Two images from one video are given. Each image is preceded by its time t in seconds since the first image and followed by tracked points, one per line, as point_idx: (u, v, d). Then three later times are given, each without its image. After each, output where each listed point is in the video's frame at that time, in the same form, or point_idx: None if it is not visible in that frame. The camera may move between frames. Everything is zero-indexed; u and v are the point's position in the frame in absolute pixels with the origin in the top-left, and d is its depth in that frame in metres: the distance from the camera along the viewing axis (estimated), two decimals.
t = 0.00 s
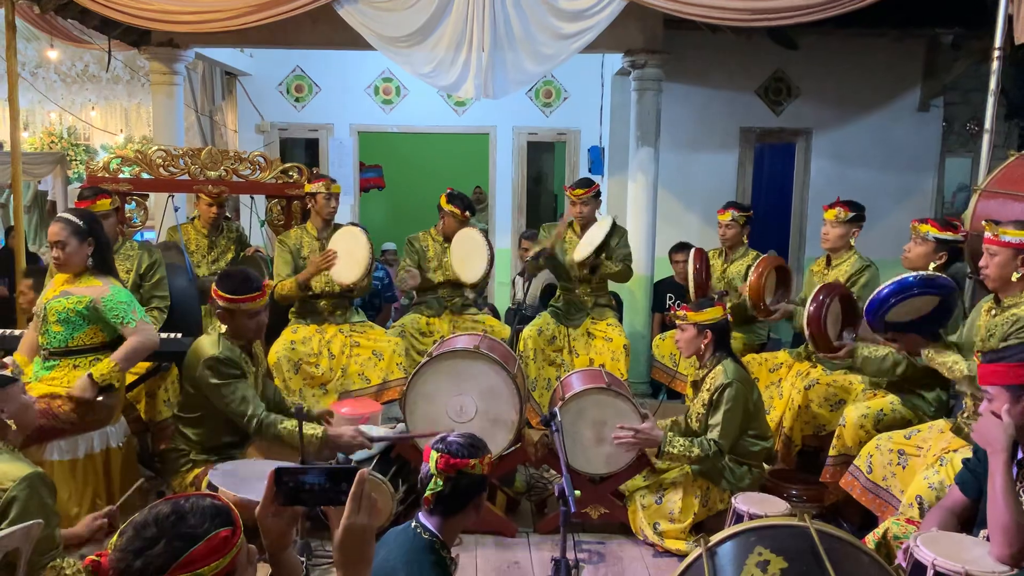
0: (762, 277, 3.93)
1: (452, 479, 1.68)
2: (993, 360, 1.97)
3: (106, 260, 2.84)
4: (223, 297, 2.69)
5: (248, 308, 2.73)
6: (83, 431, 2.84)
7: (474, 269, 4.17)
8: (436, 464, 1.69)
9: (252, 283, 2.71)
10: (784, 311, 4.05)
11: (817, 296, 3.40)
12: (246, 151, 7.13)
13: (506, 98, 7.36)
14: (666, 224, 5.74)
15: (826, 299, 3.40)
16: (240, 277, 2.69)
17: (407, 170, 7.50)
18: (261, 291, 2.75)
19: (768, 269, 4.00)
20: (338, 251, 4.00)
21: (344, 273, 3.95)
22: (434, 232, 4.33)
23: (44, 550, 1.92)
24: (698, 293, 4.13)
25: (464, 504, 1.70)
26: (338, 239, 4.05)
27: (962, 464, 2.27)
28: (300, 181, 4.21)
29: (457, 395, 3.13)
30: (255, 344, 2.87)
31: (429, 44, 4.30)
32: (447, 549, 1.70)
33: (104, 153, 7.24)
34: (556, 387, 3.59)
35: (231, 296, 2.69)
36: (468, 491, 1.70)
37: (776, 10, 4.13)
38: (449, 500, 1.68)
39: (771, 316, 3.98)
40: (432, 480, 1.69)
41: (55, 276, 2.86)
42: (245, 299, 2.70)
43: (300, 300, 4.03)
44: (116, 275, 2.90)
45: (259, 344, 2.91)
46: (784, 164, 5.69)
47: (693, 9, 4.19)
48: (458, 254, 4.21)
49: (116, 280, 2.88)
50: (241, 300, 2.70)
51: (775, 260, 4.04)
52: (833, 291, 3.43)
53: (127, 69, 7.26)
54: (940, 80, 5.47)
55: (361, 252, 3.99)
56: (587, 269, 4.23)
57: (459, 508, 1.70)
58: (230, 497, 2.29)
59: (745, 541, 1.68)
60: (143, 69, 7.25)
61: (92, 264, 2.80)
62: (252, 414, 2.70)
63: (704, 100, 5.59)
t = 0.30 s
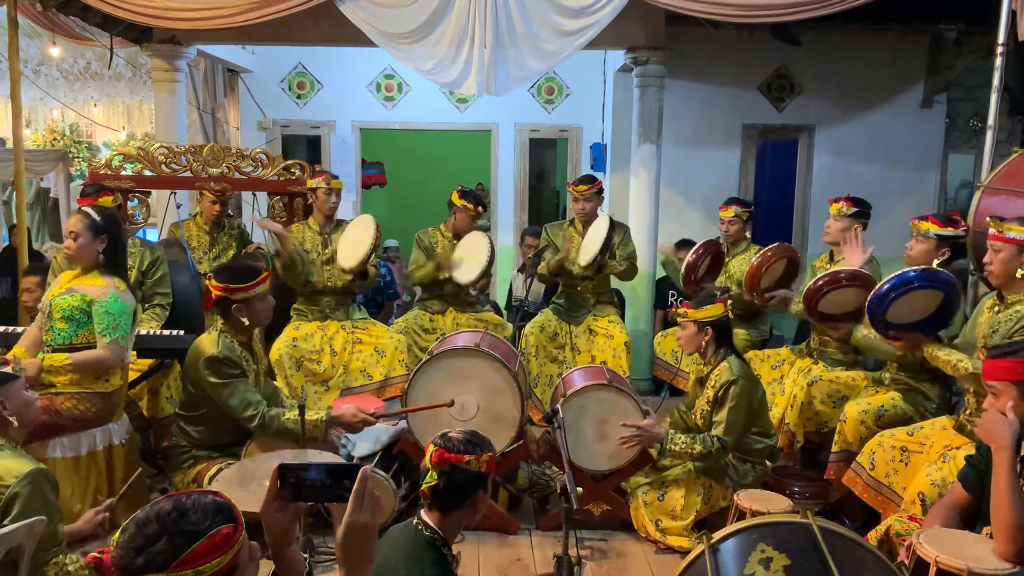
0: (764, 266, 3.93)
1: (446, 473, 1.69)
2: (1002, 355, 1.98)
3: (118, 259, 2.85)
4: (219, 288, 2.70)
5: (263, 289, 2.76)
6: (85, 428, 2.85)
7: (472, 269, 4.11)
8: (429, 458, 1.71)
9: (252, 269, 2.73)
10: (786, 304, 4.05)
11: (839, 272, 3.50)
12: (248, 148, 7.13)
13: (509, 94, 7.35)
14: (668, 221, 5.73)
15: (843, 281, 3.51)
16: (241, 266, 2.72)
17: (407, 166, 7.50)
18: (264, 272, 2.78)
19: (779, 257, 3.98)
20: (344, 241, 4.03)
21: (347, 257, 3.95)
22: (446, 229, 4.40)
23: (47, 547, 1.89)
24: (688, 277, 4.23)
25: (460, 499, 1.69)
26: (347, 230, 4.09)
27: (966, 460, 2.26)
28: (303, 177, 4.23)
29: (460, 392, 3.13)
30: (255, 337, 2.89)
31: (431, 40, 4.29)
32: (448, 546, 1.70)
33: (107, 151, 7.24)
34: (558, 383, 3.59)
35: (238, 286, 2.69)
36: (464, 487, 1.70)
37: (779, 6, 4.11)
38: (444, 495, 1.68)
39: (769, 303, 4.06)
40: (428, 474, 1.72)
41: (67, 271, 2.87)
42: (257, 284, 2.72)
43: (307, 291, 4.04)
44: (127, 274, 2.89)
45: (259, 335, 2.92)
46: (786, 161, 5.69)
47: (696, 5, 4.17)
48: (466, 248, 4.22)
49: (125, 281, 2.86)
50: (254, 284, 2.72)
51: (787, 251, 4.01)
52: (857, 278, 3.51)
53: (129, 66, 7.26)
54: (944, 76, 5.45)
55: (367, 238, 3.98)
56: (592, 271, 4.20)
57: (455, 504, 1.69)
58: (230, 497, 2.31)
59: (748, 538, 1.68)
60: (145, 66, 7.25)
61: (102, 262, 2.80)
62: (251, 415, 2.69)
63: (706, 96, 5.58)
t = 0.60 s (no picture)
0: (762, 262, 3.93)
1: (435, 469, 1.70)
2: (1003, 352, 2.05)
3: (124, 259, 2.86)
4: (219, 283, 2.70)
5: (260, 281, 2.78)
6: (85, 426, 2.85)
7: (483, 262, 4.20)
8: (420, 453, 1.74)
9: (248, 262, 2.74)
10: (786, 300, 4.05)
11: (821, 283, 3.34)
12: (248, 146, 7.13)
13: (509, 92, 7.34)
14: (669, 218, 5.73)
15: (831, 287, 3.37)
16: (237, 259, 2.73)
17: (407, 163, 7.52)
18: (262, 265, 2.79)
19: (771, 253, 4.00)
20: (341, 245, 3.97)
21: (351, 265, 3.96)
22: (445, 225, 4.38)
23: (47, 545, 1.89)
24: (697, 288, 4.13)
25: (451, 497, 1.70)
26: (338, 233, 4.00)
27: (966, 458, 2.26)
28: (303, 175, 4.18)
29: (460, 391, 3.13)
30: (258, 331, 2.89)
31: (431, 38, 4.29)
32: (448, 544, 1.71)
33: (107, 149, 7.24)
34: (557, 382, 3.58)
35: (238, 278, 2.71)
36: (452, 483, 1.70)
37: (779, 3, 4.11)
38: (436, 492, 1.70)
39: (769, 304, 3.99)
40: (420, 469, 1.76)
41: (71, 269, 2.88)
42: (254, 275, 2.75)
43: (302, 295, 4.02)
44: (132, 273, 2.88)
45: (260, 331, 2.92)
46: (786, 158, 5.68)
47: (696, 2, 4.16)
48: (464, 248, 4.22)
49: (127, 280, 2.84)
50: (252, 276, 2.74)
51: (779, 248, 4.04)
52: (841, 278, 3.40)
53: (129, 64, 7.26)
54: (944, 72, 5.45)
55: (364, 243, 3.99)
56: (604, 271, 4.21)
57: (446, 501, 1.70)
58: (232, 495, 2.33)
59: (748, 535, 1.68)
60: (145, 64, 7.25)
61: (102, 261, 2.80)
62: (253, 409, 2.69)
63: (706, 93, 5.57)
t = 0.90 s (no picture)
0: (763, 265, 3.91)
1: (426, 465, 1.71)
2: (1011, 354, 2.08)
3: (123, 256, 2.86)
4: (214, 281, 2.70)
5: (255, 280, 2.77)
6: (85, 426, 2.85)
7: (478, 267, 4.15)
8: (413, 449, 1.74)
9: (246, 259, 2.73)
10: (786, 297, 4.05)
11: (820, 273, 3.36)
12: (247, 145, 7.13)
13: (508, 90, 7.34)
14: (668, 216, 5.73)
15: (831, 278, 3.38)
16: (235, 256, 2.72)
17: (407, 159, 7.72)
18: (258, 264, 2.78)
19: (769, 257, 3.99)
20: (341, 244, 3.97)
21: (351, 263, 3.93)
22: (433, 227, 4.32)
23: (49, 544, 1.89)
24: (701, 281, 4.12)
25: (444, 495, 1.70)
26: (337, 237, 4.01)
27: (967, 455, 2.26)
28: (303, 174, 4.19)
29: (460, 389, 3.13)
30: (257, 328, 2.90)
31: (430, 36, 4.28)
32: (449, 543, 1.71)
33: (106, 148, 7.24)
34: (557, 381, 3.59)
35: (233, 276, 2.70)
36: (444, 480, 1.71)
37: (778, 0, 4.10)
38: (431, 489, 1.71)
39: (771, 308, 3.98)
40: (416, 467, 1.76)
41: (70, 270, 2.89)
42: (249, 274, 2.73)
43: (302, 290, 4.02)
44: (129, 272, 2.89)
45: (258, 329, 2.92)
46: (786, 156, 5.68)
47: None
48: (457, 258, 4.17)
49: (128, 279, 2.87)
50: (246, 275, 2.72)
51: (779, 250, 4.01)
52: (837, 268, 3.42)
53: (129, 63, 7.26)
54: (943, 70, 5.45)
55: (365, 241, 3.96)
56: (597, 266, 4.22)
57: (440, 498, 1.70)
58: (233, 492, 2.33)
59: (749, 533, 1.68)
60: (144, 63, 7.24)
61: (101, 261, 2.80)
62: (250, 400, 2.67)
63: (706, 91, 5.57)
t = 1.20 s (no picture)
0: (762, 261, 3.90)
1: (423, 465, 1.72)
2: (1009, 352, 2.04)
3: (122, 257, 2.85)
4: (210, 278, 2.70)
5: (251, 287, 2.75)
6: (85, 426, 2.85)
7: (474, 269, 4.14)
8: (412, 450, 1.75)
9: (248, 263, 2.72)
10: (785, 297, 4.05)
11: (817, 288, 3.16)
12: (246, 145, 7.12)
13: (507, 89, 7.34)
14: (667, 215, 5.73)
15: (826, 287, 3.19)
16: (236, 259, 2.70)
17: (406, 160, 7.51)
18: (258, 270, 2.76)
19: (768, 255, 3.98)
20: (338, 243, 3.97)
21: (346, 262, 3.93)
22: (434, 225, 4.33)
23: (49, 544, 1.89)
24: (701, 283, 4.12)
25: (443, 494, 1.70)
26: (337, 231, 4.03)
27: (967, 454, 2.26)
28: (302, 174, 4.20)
29: (458, 389, 3.13)
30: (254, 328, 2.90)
31: (429, 36, 4.28)
32: (447, 542, 1.71)
33: (105, 148, 7.24)
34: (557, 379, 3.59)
35: (228, 278, 2.70)
36: (442, 480, 1.70)
37: None
38: (431, 488, 1.71)
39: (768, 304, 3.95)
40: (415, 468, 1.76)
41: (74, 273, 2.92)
42: (245, 279, 2.72)
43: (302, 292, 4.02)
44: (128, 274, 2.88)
45: (255, 329, 2.92)
46: (785, 155, 5.68)
47: None
48: (458, 253, 4.18)
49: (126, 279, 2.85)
50: (243, 280, 2.72)
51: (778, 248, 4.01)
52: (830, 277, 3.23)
53: (127, 63, 7.25)
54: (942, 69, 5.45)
55: (362, 239, 3.97)
56: (589, 261, 4.24)
57: (438, 498, 1.71)
58: (230, 493, 2.32)
59: (748, 533, 1.68)
60: (143, 63, 7.24)
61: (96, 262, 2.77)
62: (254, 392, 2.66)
63: (704, 90, 5.57)
